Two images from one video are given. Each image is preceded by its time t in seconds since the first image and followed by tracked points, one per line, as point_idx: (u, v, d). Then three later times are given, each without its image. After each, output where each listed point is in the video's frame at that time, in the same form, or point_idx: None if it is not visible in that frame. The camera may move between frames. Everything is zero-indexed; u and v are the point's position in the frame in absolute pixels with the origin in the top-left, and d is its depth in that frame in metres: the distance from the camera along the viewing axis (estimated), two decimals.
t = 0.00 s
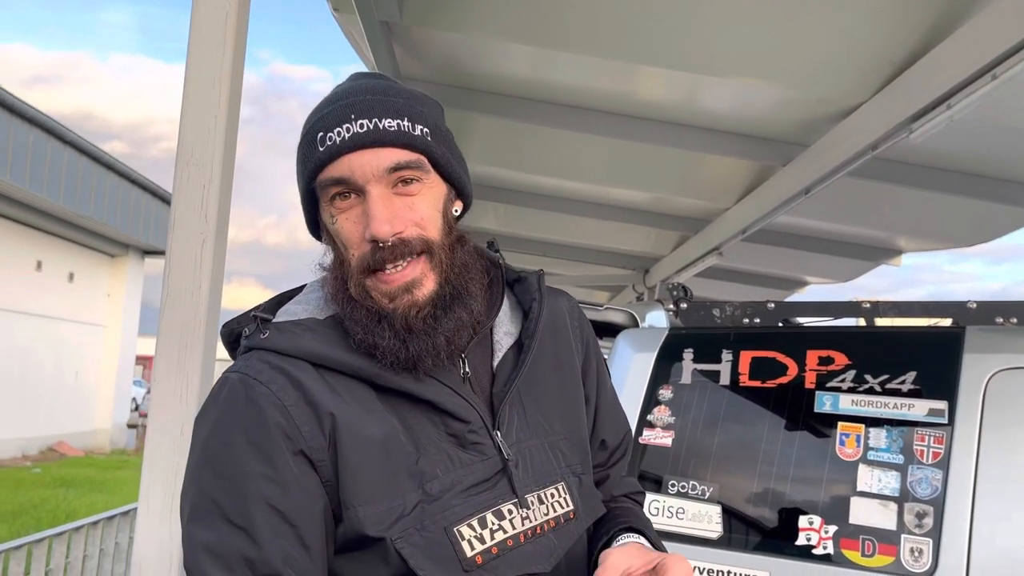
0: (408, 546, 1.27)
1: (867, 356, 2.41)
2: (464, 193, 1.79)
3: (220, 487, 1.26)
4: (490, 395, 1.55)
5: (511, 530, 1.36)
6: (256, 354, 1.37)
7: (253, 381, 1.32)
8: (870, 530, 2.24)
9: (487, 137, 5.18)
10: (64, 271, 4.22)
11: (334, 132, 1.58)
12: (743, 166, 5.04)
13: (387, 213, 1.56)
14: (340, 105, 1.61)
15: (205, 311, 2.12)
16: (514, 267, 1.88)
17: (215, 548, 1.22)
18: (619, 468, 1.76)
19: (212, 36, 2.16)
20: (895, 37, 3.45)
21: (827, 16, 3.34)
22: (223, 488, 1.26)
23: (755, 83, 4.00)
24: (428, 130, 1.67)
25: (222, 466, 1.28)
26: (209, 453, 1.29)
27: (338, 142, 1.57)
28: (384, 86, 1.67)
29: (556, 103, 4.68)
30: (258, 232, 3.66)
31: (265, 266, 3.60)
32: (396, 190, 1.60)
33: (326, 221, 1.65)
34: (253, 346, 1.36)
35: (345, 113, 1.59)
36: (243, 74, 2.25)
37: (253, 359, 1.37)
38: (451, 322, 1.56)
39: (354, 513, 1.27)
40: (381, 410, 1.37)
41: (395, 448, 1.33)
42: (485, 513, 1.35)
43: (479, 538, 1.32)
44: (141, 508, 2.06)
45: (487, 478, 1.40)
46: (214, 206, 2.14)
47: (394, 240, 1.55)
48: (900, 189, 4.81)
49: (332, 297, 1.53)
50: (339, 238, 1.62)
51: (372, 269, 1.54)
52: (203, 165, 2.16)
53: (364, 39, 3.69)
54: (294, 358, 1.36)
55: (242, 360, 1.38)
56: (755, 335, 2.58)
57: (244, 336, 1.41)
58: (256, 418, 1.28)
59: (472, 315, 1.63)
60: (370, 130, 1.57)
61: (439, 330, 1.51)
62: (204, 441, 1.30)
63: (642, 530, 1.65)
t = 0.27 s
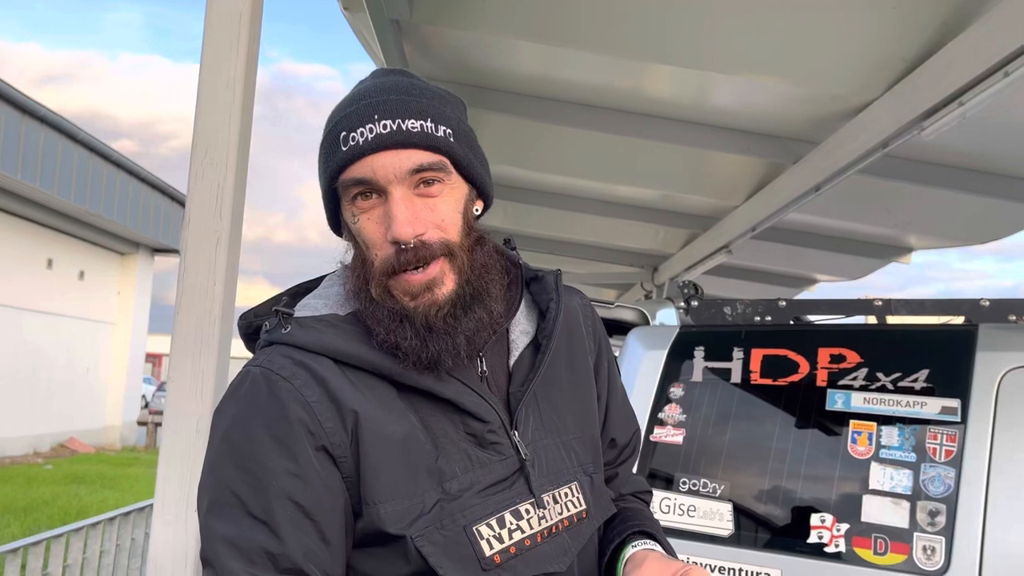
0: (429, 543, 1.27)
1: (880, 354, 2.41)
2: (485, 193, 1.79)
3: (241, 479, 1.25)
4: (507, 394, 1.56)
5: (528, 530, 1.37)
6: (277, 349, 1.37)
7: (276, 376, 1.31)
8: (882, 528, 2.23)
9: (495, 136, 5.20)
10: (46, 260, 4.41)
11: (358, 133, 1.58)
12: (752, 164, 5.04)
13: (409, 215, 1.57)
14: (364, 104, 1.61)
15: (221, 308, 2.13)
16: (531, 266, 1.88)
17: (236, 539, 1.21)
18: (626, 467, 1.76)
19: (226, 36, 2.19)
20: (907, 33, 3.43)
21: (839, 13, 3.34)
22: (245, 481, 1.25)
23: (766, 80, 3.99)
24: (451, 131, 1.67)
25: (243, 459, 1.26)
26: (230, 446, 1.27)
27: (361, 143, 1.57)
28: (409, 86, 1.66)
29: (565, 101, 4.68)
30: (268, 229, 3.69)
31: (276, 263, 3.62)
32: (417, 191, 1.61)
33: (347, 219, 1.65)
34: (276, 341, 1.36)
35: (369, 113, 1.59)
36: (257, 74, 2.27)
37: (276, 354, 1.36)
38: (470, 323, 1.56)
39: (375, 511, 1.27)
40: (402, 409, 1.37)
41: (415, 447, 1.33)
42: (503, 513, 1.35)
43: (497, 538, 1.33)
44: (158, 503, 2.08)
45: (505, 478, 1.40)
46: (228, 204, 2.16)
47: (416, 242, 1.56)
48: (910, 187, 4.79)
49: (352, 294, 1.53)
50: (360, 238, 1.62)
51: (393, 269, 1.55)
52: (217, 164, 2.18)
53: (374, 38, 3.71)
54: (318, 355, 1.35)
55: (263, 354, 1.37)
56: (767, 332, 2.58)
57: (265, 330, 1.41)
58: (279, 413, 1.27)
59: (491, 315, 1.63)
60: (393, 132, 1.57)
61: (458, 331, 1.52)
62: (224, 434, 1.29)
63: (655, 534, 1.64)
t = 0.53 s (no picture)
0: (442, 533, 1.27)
1: (893, 350, 2.40)
2: (509, 194, 1.78)
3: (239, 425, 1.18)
4: (522, 390, 1.55)
5: (540, 524, 1.36)
6: (303, 329, 1.36)
7: (296, 351, 1.28)
8: (896, 525, 2.21)
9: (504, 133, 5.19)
10: (58, 258, 4.43)
11: (389, 130, 1.57)
12: (763, 160, 5.02)
13: (435, 213, 1.55)
14: (397, 103, 1.60)
15: (234, 305, 2.14)
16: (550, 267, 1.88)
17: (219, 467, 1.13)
18: (636, 467, 1.78)
19: (239, 35, 2.20)
20: (920, 28, 3.41)
21: (852, 8, 3.32)
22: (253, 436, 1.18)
23: (777, 76, 3.97)
24: (480, 133, 1.66)
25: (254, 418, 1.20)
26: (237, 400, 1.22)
27: (392, 140, 1.56)
28: (441, 86, 1.66)
29: (574, 98, 4.68)
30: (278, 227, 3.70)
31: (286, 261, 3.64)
32: (445, 190, 1.59)
33: (373, 214, 1.64)
34: (302, 321, 1.36)
35: (401, 112, 1.58)
36: (269, 72, 2.28)
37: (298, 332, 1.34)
38: (490, 322, 1.55)
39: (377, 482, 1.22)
40: (419, 400, 1.37)
41: (428, 439, 1.32)
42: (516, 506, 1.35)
43: (511, 529, 1.32)
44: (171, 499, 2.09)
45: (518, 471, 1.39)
46: (241, 202, 2.17)
47: (440, 240, 1.55)
48: (922, 183, 4.77)
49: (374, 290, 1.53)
50: (384, 233, 1.61)
51: (415, 266, 1.54)
52: (230, 162, 2.19)
53: (384, 36, 3.72)
54: (342, 339, 1.35)
55: (288, 332, 1.36)
56: (779, 329, 2.57)
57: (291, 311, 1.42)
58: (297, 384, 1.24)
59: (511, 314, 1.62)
60: (425, 131, 1.56)
61: (477, 328, 1.51)
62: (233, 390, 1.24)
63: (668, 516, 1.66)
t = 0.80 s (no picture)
0: (438, 517, 1.25)
1: (903, 348, 2.40)
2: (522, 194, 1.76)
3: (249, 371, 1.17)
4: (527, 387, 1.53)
5: (530, 520, 1.33)
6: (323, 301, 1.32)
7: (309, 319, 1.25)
8: (907, 523, 2.21)
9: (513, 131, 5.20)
10: (68, 258, 4.50)
11: (408, 126, 1.58)
12: (772, 156, 5.01)
13: (451, 207, 1.54)
14: (414, 101, 1.61)
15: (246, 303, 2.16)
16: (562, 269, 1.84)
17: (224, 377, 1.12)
18: (644, 467, 1.77)
19: (249, 34, 2.21)
20: (931, 23, 3.39)
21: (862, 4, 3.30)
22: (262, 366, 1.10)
23: (786, 73, 3.96)
24: (496, 132, 1.67)
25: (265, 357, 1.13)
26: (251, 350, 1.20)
27: (411, 136, 1.56)
28: (458, 86, 1.67)
29: (582, 96, 4.67)
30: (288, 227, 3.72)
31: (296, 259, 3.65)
32: (461, 185, 1.60)
33: (389, 211, 1.63)
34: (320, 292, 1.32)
35: (419, 109, 1.59)
36: (280, 72, 2.29)
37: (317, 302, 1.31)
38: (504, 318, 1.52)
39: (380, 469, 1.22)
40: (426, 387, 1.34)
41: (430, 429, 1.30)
42: (510, 499, 1.32)
43: (502, 521, 1.29)
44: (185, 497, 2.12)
45: (517, 465, 1.36)
46: (252, 201, 2.18)
47: (456, 234, 1.53)
48: (933, 179, 4.74)
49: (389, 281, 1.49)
50: (399, 228, 1.60)
51: (430, 258, 1.52)
52: (241, 162, 2.20)
53: (392, 35, 3.72)
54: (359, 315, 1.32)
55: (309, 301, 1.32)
56: (789, 327, 2.55)
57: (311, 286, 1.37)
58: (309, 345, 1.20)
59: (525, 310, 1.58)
60: (443, 127, 1.58)
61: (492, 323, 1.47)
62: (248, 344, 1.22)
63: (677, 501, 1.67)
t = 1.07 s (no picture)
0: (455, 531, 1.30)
1: (915, 343, 2.38)
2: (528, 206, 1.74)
3: (261, 434, 1.23)
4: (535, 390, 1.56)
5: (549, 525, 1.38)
6: (319, 334, 1.37)
7: (313, 355, 1.31)
8: (920, 520, 2.20)
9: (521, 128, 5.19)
10: (80, 258, 4.43)
11: (413, 146, 1.53)
12: (781, 152, 4.99)
13: (458, 231, 1.53)
14: (420, 117, 1.56)
15: (256, 303, 2.17)
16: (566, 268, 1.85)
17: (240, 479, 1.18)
18: (650, 461, 1.77)
19: (258, 34, 2.22)
20: (941, 17, 3.37)
21: None
22: (263, 429, 1.23)
23: (795, 68, 3.94)
24: (504, 147, 1.62)
25: (270, 418, 1.25)
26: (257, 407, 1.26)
27: (416, 157, 1.52)
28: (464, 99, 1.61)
29: (591, 93, 4.66)
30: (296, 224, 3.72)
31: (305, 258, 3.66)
32: (467, 206, 1.57)
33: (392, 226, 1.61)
34: (317, 328, 1.37)
35: (426, 127, 1.54)
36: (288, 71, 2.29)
37: (315, 337, 1.37)
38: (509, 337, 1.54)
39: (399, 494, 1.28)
40: (433, 400, 1.38)
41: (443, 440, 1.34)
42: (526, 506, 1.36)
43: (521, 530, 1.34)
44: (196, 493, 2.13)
45: (530, 472, 1.40)
46: (262, 201, 2.19)
47: (462, 257, 1.52)
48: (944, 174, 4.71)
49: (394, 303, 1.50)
50: (403, 246, 1.58)
51: (436, 281, 1.52)
52: (251, 161, 2.20)
53: (400, 32, 3.72)
54: (354, 342, 1.37)
55: (306, 337, 1.37)
56: (800, 324, 2.54)
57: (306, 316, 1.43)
58: (313, 387, 1.27)
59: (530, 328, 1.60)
60: (450, 149, 1.53)
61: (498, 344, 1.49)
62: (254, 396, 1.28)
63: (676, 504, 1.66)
